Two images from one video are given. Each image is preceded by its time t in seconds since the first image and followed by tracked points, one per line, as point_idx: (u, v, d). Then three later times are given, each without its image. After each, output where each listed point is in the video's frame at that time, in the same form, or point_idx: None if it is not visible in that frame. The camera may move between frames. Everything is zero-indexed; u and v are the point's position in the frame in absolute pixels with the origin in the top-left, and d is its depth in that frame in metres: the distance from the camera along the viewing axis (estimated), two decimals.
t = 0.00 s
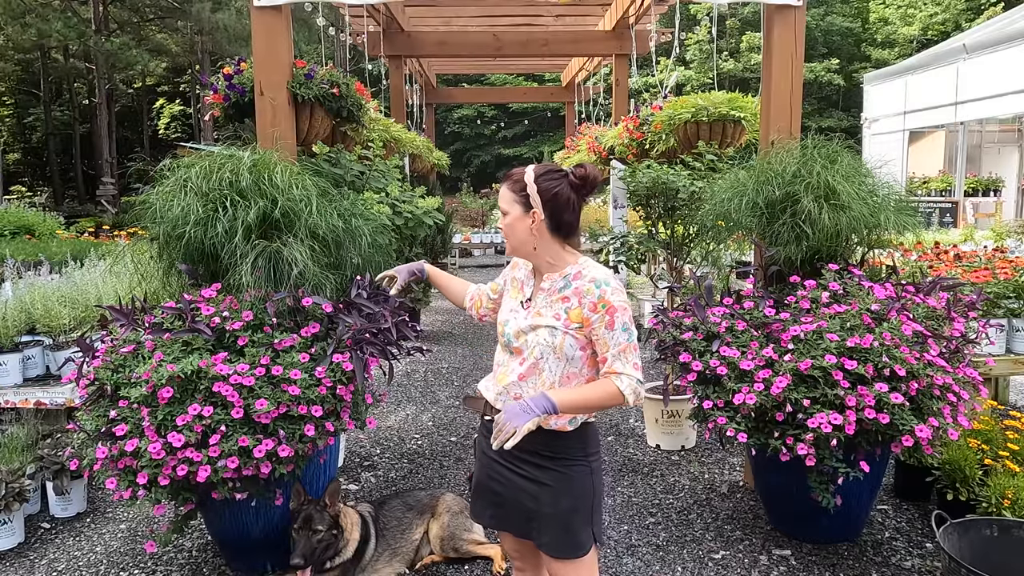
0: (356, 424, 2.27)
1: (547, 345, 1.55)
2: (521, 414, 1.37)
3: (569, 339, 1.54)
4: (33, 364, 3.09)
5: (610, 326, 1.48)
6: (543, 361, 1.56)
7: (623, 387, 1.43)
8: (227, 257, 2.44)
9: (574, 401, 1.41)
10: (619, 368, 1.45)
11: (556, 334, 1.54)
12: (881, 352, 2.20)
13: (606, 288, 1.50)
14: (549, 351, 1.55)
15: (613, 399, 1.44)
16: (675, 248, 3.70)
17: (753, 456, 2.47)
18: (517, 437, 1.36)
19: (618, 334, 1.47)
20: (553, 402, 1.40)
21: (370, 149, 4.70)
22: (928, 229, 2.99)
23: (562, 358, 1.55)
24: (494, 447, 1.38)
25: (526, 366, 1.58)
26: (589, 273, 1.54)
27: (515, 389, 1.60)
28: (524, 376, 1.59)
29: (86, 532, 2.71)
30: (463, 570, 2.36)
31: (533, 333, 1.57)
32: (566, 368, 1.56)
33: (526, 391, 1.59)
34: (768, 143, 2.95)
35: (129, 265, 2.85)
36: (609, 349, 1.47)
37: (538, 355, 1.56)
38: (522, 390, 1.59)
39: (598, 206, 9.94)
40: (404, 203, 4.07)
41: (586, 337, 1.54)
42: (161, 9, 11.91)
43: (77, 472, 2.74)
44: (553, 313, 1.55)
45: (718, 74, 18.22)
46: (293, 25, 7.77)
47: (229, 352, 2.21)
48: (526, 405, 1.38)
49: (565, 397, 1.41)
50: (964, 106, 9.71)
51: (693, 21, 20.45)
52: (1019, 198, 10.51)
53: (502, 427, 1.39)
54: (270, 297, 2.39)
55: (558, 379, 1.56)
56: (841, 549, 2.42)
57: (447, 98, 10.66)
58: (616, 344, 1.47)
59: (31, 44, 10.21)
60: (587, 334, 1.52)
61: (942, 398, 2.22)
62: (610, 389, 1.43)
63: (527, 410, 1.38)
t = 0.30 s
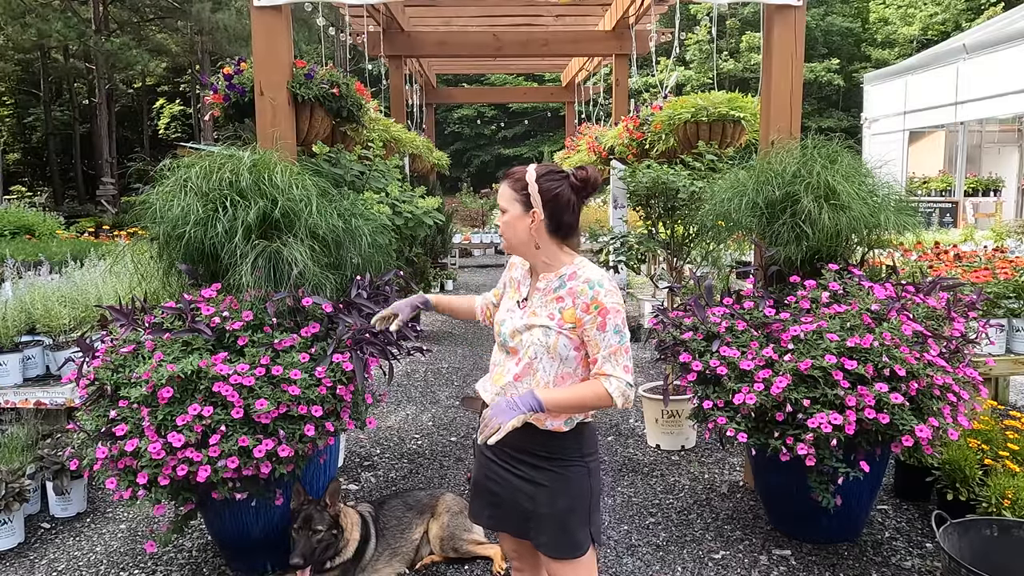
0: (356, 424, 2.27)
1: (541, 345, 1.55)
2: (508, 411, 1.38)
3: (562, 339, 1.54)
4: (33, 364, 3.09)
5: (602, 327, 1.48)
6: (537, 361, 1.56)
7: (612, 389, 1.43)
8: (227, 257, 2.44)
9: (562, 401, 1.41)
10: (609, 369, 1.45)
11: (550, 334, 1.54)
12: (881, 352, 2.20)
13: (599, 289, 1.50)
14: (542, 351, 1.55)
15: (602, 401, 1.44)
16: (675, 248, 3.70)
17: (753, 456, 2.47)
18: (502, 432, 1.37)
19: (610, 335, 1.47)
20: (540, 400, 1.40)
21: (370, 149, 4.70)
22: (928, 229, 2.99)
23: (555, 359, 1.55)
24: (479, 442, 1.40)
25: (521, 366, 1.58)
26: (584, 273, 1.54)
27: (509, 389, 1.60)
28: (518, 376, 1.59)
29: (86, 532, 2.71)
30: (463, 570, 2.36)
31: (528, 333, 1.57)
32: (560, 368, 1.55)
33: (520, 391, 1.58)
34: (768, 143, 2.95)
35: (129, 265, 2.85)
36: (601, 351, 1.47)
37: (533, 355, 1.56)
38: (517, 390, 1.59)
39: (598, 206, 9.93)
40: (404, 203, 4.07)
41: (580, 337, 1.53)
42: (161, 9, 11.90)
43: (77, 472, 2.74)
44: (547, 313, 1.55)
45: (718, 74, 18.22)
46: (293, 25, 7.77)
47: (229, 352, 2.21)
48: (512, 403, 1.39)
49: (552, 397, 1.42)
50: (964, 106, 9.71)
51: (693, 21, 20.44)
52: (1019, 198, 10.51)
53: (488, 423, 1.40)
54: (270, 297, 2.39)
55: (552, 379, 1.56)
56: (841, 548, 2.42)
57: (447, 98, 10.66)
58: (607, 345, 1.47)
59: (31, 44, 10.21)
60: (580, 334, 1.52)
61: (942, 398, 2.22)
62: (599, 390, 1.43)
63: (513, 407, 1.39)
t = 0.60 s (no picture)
0: (356, 424, 2.27)
1: (542, 341, 1.54)
2: (512, 407, 1.37)
3: (564, 334, 1.54)
4: (33, 364, 3.09)
5: (604, 321, 1.49)
6: (538, 357, 1.55)
7: (616, 383, 1.45)
8: (227, 257, 2.44)
9: (568, 396, 1.42)
10: (611, 363, 1.47)
11: (551, 330, 1.54)
12: (881, 352, 2.20)
13: (601, 283, 1.52)
14: (544, 347, 1.54)
15: (606, 395, 1.45)
16: (675, 248, 3.70)
17: (752, 456, 2.47)
18: (509, 429, 1.36)
19: (612, 329, 1.49)
20: (546, 396, 1.39)
21: (370, 149, 4.70)
22: (928, 229, 2.99)
23: (557, 354, 1.55)
24: (484, 440, 1.38)
25: (521, 363, 1.56)
26: (584, 269, 1.55)
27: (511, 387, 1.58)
28: (520, 373, 1.57)
29: (87, 532, 2.71)
30: (463, 570, 2.36)
31: (527, 329, 1.56)
32: (562, 364, 1.55)
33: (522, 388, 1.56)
34: (768, 143, 2.95)
35: (129, 265, 2.85)
36: (603, 345, 1.49)
37: (534, 351, 1.55)
38: (518, 388, 1.57)
39: (598, 206, 9.93)
40: (404, 203, 4.07)
41: (580, 332, 1.54)
42: (161, 9, 11.90)
43: (77, 472, 2.75)
44: (547, 309, 1.55)
45: (718, 74, 18.22)
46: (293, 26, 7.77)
47: (229, 352, 2.21)
48: (517, 400, 1.38)
49: (558, 391, 1.41)
50: (964, 107, 9.71)
51: (693, 21, 20.44)
52: (1019, 198, 10.50)
53: (493, 420, 1.38)
54: (270, 297, 2.39)
55: (554, 375, 1.55)
56: (840, 548, 2.42)
57: (447, 98, 10.66)
58: (610, 339, 1.49)
59: (31, 44, 10.21)
60: (581, 329, 1.53)
61: (942, 398, 2.22)
62: (603, 384, 1.44)
63: (518, 404, 1.38)
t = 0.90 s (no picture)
0: (356, 425, 2.27)
1: (559, 340, 1.53)
2: (553, 408, 1.36)
3: (579, 331, 1.54)
4: (33, 364, 3.09)
5: (619, 317, 1.54)
6: (556, 356, 1.54)
7: (633, 375, 1.51)
8: (227, 257, 2.44)
9: (598, 391, 1.46)
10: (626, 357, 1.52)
11: (568, 328, 1.53)
12: (881, 352, 2.20)
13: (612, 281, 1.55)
14: (562, 345, 1.53)
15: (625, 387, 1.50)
16: (675, 248, 3.70)
17: (753, 456, 2.47)
18: (555, 430, 1.34)
19: (625, 326, 1.54)
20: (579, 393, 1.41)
21: (370, 149, 4.69)
22: (928, 229, 2.99)
23: (573, 352, 1.55)
24: (526, 444, 1.34)
25: (537, 364, 1.54)
26: (592, 267, 1.57)
27: (526, 387, 1.55)
28: (536, 373, 1.54)
29: (86, 532, 2.71)
30: (463, 570, 2.35)
31: (540, 329, 1.54)
32: (576, 361, 1.55)
33: (539, 388, 1.54)
34: (768, 143, 2.96)
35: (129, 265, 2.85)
36: (620, 340, 1.53)
37: (551, 350, 1.53)
38: (534, 387, 1.54)
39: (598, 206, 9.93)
40: (404, 203, 4.06)
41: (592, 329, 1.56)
42: (161, 9, 11.90)
43: (77, 472, 2.75)
44: (559, 307, 1.54)
45: (718, 74, 18.23)
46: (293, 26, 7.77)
47: (229, 352, 2.21)
48: (554, 399, 1.37)
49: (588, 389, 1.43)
50: (964, 106, 9.71)
51: (692, 21, 20.44)
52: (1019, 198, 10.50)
53: (533, 422, 1.36)
54: (269, 297, 2.39)
55: (569, 374, 1.54)
56: (840, 548, 2.42)
57: (447, 98, 10.66)
58: (624, 334, 1.54)
59: (31, 44, 10.21)
60: (595, 326, 1.54)
61: (942, 398, 2.22)
62: (622, 377, 1.50)
63: (556, 404, 1.37)
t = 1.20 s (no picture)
0: (356, 424, 2.27)
1: (568, 340, 1.54)
2: (596, 414, 1.44)
3: (587, 330, 1.55)
4: (33, 364, 3.09)
5: (624, 317, 1.58)
6: (565, 355, 1.54)
7: (638, 372, 1.58)
8: (227, 257, 2.44)
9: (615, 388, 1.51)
10: (631, 354, 1.59)
11: (577, 327, 1.54)
12: (881, 352, 2.20)
13: (617, 281, 1.58)
14: (571, 344, 1.54)
15: (631, 384, 1.57)
16: (675, 248, 3.70)
17: (753, 456, 2.47)
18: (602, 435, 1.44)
19: (629, 326, 1.58)
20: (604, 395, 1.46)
21: (370, 149, 4.69)
22: (928, 229, 2.99)
23: (582, 351, 1.55)
24: (576, 452, 1.43)
25: (546, 363, 1.53)
26: (597, 268, 1.59)
27: (534, 388, 1.54)
28: (544, 373, 1.53)
29: (86, 532, 2.71)
30: (463, 570, 2.35)
31: (549, 329, 1.54)
32: (583, 360, 1.56)
33: (548, 387, 1.53)
34: (768, 143, 2.95)
35: (129, 265, 2.85)
36: (626, 339, 1.58)
37: (560, 349, 1.53)
38: (543, 387, 1.53)
39: (598, 207, 9.93)
40: (404, 203, 4.06)
41: (597, 329, 1.58)
42: (161, 9, 11.89)
43: (77, 472, 2.75)
44: (567, 307, 1.55)
45: (718, 74, 18.23)
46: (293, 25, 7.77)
47: (229, 352, 2.21)
48: (594, 405, 1.45)
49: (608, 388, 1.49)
50: (964, 106, 9.71)
51: (692, 21, 20.44)
52: (1019, 198, 10.50)
53: (580, 430, 1.44)
54: (270, 297, 2.39)
55: (577, 373, 1.55)
56: (840, 548, 2.42)
57: (447, 98, 10.66)
58: (629, 333, 1.59)
59: (31, 44, 10.21)
60: (601, 326, 1.57)
61: (942, 398, 2.22)
62: (629, 374, 1.57)
63: (595, 408, 1.45)
